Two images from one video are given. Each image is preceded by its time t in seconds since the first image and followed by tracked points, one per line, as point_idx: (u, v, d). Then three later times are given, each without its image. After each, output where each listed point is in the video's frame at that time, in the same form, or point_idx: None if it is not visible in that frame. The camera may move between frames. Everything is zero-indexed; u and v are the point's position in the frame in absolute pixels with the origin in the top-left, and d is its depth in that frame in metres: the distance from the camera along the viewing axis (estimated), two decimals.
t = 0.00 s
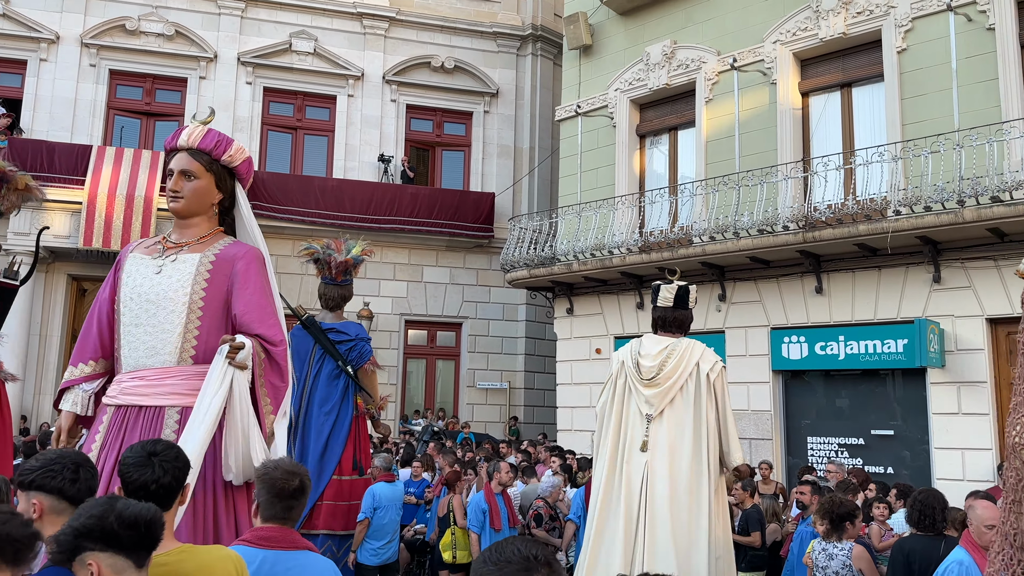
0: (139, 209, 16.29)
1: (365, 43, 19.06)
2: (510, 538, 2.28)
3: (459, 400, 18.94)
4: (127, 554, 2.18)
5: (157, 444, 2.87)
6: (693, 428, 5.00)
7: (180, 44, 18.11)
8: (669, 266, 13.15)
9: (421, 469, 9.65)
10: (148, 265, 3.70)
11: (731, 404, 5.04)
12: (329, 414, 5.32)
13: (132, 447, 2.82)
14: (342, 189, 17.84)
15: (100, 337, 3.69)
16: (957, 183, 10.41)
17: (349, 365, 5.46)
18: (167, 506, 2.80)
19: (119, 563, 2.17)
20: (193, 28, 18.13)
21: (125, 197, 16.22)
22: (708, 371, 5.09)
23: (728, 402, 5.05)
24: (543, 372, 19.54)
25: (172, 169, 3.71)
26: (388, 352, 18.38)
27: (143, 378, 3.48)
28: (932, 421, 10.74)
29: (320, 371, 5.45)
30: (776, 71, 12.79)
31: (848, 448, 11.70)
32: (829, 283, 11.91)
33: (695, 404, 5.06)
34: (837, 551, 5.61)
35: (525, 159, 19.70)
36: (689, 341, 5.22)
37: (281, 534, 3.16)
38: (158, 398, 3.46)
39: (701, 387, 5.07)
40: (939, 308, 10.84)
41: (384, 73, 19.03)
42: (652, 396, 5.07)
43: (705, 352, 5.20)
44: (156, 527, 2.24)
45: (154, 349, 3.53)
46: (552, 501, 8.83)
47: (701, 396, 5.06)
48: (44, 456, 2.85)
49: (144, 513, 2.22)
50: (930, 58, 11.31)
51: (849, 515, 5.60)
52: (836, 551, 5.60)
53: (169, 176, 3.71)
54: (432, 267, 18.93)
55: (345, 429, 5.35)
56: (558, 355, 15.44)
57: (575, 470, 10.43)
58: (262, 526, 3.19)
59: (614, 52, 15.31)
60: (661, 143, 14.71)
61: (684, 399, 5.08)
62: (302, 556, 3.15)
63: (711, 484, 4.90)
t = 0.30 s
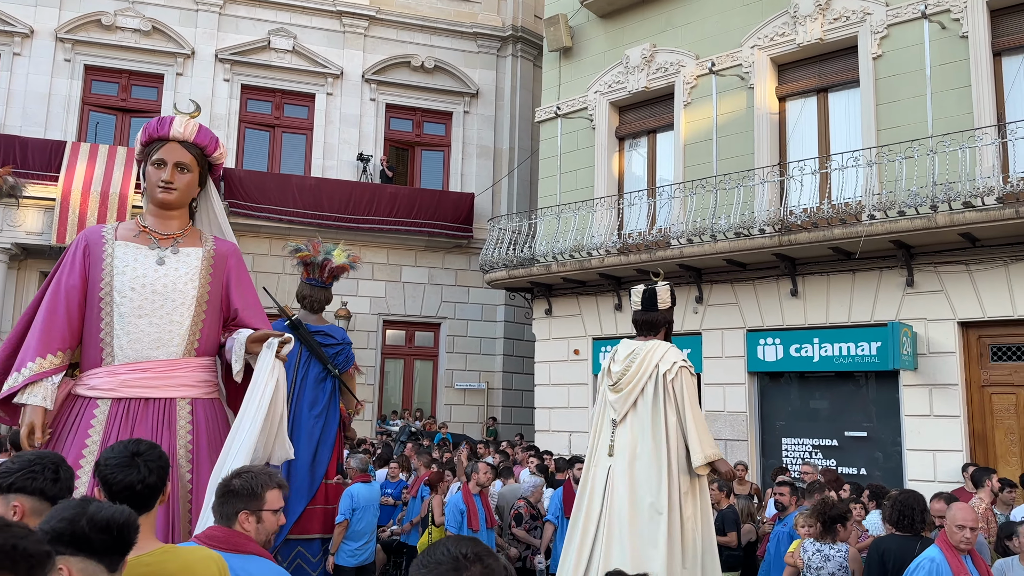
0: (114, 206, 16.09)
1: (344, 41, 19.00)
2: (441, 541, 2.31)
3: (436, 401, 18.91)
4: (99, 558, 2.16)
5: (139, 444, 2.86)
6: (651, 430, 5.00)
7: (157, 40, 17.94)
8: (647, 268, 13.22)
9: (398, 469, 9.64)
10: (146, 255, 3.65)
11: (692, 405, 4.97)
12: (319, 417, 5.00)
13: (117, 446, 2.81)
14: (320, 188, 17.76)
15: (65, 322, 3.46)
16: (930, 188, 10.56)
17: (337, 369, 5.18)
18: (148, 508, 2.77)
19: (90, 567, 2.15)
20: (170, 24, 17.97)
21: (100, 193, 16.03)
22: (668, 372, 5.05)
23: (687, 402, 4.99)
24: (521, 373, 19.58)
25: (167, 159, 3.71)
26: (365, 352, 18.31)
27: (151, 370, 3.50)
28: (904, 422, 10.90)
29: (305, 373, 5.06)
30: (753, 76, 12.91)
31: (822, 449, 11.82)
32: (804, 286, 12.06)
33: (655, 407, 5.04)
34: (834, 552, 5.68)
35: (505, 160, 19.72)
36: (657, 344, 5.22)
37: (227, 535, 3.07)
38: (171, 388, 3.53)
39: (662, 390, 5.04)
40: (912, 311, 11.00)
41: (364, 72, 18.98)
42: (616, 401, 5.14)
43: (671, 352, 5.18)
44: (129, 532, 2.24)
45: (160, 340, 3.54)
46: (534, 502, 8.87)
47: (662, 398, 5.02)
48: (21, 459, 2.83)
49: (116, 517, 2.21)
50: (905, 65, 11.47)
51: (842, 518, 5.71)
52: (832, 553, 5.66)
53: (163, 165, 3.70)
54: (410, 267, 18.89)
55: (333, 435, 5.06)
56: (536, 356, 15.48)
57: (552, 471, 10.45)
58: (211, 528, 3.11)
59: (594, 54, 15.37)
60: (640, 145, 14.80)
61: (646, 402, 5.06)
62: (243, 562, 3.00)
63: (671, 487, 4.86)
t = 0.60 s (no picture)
0: (89, 203, 15.91)
1: (324, 40, 18.91)
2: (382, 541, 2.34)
3: (415, 402, 18.87)
4: (67, 573, 2.14)
5: (144, 444, 2.74)
6: (599, 424, 4.88)
7: (134, 36, 17.75)
8: (626, 270, 13.28)
9: (376, 470, 9.61)
10: (157, 260, 3.56)
11: (637, 394, 4.78)
12: (313, 420, 4.83)
13: (121, 444, 2.70)
14: (299, 187, 17.68)
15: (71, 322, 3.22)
16: (905, 193, 10.70)
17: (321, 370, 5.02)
18: (147, 507, 2.70)
19: None
20: (148, 21, 17.80)
21: (74, 191, 15.84)
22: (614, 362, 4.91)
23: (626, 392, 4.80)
24: (500, 374, 19.61)
25: (171, 164, 3.61)
26: (343, 353, 18.23)
27: (157, 374, 3.45)
28: (878, 425, 11.03)
29: (296, 375, 4.86)
30: (732, 81, 13.01)
31: (797, 451, 11.93)
32: (781, 289, 12.18)
33: (602, 398, 4.94)
34: (817, 556, 5.76)
35: (485, 161, 19.73)
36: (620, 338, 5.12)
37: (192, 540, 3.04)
38: (172, 394, 3.49)
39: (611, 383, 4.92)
40: (886, 315, 11.15)
41: (344, 71, 18.90)
42: (581, 395, 5.08)
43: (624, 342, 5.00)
44: (101, 545, 2.20)
45: (168, 344, 3.51)
46: (517, 504, 8.89)
47: (610, 393, 4.89)
48: (4, 459, 2.80)
49: (88, 530, 2.17)
50: (881, 71, 11.61)
51: (821, 519, 5.77)
52: (815, 556, 5.75)
53: (168, 168, 3.59)
54: (390, 267, 18.84)
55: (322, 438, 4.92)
56: (515, 357, 15.50)
57: (531, 472, 10.47)
58: (177, 531, 3.08)
59: (575, 57, 15.41)
60: (619, 148, 14.87)
61: (598, 397, 4.97)
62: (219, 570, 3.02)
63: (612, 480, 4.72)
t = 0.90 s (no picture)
0: (63, 201, 15.72)
1: (303, 39, 18.83)
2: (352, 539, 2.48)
3: (393, 403, 18.82)
4: None
5: (145, 444, 2.70)
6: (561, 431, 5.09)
7: (110, 33, 17.57)
8: (604, 272, 13.33)
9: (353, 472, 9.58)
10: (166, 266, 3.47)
11: (581, 403, 4.87)
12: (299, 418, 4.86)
13: (123, 442, 2.65)
14: (277, 187, 17.59)
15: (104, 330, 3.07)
16: (879, 198, 10.85)
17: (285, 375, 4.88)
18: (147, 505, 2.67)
19: None
20: (125, 18, 17.62)
21: (48, 189, 15.65)
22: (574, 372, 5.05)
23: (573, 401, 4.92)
24: (478, 375, 19.63)
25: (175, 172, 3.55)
26: (321, 354, 18.14)
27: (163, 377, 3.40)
28: (853, 426, 11.17)
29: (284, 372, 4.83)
30: (710, 85, 13.13)
31: (773, 452, 12.04)
32: (757, 292, 12.30)
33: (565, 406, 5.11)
34: (789, 558, 5.82)
35: (465, 162, 19.74)
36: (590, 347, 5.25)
37: (195, 546, 3.02)
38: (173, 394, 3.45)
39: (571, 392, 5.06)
40: (860, 317, 11.30)
41: (323, 70, 18.82)
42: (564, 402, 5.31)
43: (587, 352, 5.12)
44: (76, 550, 2.20)
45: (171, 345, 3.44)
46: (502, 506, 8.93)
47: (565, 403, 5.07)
48: None
49: (61, 535, 2.17)
50: (857, 77, 11.77)
51: (795, 523, 5.85)
52: (787, 558, 5.80)
53: (172, 175, 3.54)
54: (369, 268, 18.79)
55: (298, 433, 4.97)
56: (494, 358, 15.52)
57: (509, 473, 10.48)
58: (174, 537, 3.07)
59: (555, 59, 15.47)
60: (599, 151, 14.94)
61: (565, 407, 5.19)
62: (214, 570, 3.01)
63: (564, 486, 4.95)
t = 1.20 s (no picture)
0: (35, 199, 15.52)
1: (280, 37, 18.71)
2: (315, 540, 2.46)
3: (370, 404, 18.74)
4: None
5: (131, 444, 2.67)
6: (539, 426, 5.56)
7: (83, 28, 17.34)
8: (582, 273, 13.37)
9: (329, 474, 9.51)
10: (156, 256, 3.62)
11: (536, 404, 5.28)
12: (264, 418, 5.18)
13: (110, 442, 2.62)
14: (253, 185, 17.45)
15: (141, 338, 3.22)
16: (853, 202, 10.98)
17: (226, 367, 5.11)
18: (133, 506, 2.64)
19: None
20: (99, 13, 17.39)
21: (20, 186, 15.43)
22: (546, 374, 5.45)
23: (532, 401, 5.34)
24: (456, 376, 19.62)
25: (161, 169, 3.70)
26: (297, 354, 18.01)
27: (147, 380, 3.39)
28: (827, 427, 11.29)
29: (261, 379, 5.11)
30: (688, 88, 13.22)
31: (748, 452, 12.14)
32: (733, 293, 12.39)
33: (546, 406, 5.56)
34: (770, 558, 5.82)
35: (444, 163, 19.71)
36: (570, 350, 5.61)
37: (214, 548, 3.11)
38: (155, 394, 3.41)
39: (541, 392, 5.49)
40: (834, 319, 11.43)
41: (300, 68, 18.71)
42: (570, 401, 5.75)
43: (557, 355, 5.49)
44: (45, 549, 2.19)
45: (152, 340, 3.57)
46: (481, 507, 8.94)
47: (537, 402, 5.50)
48: None
49: (29, 534, 2.16)
50: (833, 81, 11.90)
51: (779, 523, 5.87)
52: (769, 559, 5.79)
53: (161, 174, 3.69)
54: (346, 268, 18.71)
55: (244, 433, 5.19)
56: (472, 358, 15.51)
57: (486, 474, 10.48)
58: (189, 540, 3.11)
59: (534, 60, 15.49)
60: (578, 152, 14.99)
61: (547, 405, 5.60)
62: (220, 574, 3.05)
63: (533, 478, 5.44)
